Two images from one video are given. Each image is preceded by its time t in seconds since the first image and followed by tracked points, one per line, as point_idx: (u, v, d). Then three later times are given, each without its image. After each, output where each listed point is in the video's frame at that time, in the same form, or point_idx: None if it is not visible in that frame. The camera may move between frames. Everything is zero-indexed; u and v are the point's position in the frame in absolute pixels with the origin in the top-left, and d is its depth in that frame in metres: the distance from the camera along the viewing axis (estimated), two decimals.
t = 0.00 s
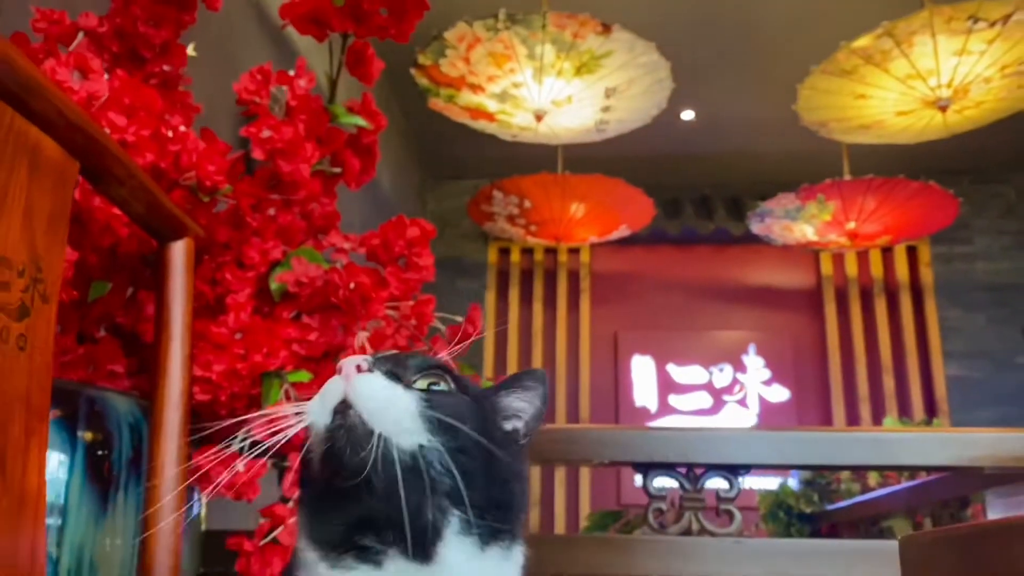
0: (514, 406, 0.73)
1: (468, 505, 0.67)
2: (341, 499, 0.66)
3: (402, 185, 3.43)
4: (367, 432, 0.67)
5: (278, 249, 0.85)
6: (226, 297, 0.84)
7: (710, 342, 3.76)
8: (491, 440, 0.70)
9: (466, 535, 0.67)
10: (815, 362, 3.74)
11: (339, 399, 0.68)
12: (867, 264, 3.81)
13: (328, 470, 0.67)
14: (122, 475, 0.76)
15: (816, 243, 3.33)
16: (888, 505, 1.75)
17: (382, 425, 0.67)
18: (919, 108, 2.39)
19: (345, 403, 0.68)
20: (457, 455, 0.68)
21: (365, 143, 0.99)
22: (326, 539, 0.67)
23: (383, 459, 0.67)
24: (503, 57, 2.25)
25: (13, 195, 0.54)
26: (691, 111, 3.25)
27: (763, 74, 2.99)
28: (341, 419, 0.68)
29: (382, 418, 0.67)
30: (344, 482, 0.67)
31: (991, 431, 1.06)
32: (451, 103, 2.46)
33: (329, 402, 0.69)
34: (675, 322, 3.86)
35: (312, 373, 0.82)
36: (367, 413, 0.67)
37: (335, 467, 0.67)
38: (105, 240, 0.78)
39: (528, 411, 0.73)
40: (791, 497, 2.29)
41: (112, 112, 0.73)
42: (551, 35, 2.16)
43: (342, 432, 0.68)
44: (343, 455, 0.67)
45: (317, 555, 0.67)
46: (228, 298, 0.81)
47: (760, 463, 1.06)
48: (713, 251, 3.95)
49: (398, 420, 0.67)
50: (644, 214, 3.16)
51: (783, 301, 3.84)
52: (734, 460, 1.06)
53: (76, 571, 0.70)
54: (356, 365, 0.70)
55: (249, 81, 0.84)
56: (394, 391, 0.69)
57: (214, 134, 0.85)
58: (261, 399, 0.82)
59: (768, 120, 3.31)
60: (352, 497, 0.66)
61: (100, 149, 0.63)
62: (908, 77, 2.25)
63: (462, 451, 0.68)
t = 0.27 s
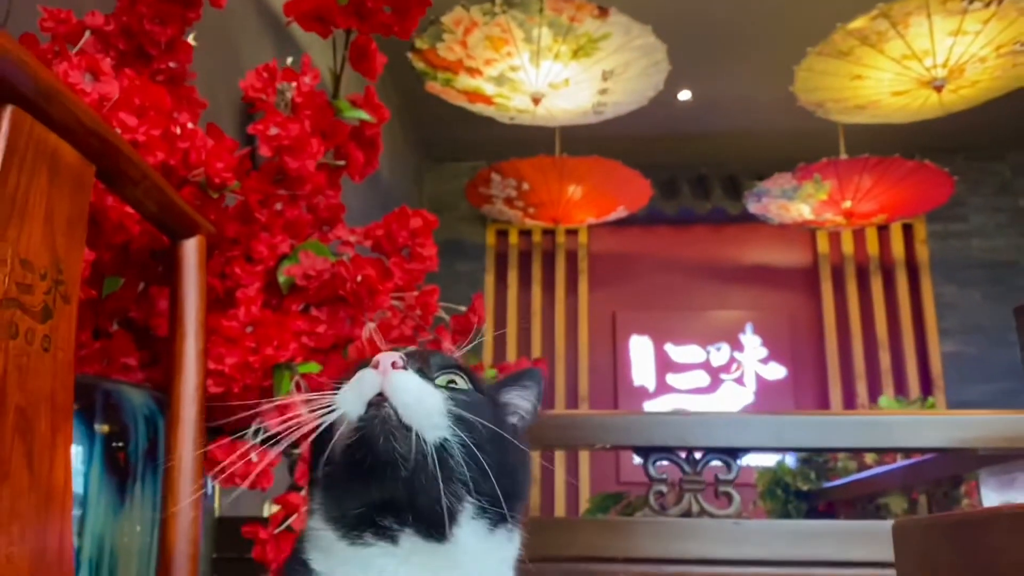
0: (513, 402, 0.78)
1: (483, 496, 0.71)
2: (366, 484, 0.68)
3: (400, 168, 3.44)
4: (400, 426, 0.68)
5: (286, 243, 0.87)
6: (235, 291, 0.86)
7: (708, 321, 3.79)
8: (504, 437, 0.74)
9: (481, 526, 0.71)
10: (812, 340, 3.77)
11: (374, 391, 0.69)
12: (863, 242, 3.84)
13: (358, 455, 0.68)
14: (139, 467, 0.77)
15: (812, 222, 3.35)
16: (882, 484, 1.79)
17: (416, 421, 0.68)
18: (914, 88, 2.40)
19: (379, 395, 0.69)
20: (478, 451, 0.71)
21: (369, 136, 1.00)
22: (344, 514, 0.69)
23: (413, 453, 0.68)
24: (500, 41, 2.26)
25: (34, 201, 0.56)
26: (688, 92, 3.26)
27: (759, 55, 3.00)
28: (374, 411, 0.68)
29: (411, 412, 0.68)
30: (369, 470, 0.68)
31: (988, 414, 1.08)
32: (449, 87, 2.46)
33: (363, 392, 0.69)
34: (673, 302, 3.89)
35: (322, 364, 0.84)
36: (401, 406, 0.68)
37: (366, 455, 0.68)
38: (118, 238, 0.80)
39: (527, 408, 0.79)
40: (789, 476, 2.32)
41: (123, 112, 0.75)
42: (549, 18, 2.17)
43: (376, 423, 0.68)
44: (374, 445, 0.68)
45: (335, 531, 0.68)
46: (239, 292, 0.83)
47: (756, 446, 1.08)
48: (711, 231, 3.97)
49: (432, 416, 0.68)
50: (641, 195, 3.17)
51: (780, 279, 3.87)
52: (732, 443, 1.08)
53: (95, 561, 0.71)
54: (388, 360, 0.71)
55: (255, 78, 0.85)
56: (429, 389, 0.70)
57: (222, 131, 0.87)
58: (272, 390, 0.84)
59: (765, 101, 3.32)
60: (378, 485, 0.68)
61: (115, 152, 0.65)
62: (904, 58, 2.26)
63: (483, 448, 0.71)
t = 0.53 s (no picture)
0: (504, 410, 0.74)
1: (483, 522, 0.67)
2: (364, 534, 0.64)
3: (398, 157, 3.45)
4: (408, 481, 0.65)
5: (290, 240, 0.89)
6: (239, 288, 0.88)
7: (706, 307, 3.81)
8: (499, 457, 0.69)
9: (482, 555, 0.67)
10: (809, 325, 3.79)
11: (379, 447, 0.65)
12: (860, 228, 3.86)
13: (361, 506, 0.64)
14: (150, 462, 0.79)
15: (809, 208, 3.36)
16: (878, 470, 1.81)
17: (423, 473, 0.65)
18: (910, 75, 2.41)
19: (384, 449, 0.65)
20: (481, 482, 0.67)
21: (369, 133, 1.01)
22: (340, 563, 0.65)
23: (418, 503, 0.64)
24: (498, 30, 2.27)
25: (46, 209, 0.58)
26: (685, 79, 3.26)
27: (757, 42, 3.00)
28: (378, 465, 0.65)
29: (419, 466, 0.65)
30: (369, 521, 0.64)
31: (979, 403, 1.09)
32: (447, 76, 2.47)
33: (368, 445, 0.66)
34: (671, 289, 3.90)
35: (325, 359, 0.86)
36: (408, 461, 0.65)
37: (366, 507, 0.64)
38: (125, 238, 0.81)
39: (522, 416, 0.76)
40: (785, 460, 2.34)
41: (130, 115, 0.76)
42: (546, 8, 2.18)
43: (381, 478, 0.64)
44: (378, 498, 0.64)
45: None
46: (244, 290, 0.85)
47: (752, 436, 1.10)
48: (708, 217, 3.98)
49: (440, 468, 0.65)
50: (639, 182, 3.18)
51: (777, 265, 3.88)
52: (728, 432, 1.10)
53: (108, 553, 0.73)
54: (392, 411, 0.67)
55: (258, 79, 0.87)
56: (434, 440, 0.66)
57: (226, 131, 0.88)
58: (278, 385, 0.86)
59: (762, 87, 3.33)
60: (377, 536, 0.64)
61: (124, 158, 0.66)
62: (899, 45, 2.27)
63: (486, 479, 0.67)
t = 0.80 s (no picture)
0: (496, 410, 0.82)
1: (485, 524, 0.76)
2: (385, 542, 0.72)
3: (397, 143, 3.46)
4: (432, 498, 0.74)
5: (296, 234, 0.91)
6: (247, 280, 0.90)
7: (703, 292, 3.83)
8: (501, 467, 0.79)
9: (483, 552, 0.75)
10: (807, 309, 3.82)
11: (408, 468, 0.73)
12: (857, 212, 3.88)
13: (386, 520, 0.72)
14: (162, 450, 0.82)
15: (806, 193, 3.38)
16: (870, 454, 1.84)
17: (445, 490, 0.74)
18: (907, 62, 2.42)
19: (412, 470, 0.73)
20: (484, 492, 0.77)
21: (372, 126, 1.02)
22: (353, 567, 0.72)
23: (439, 517, 0.73)
24: (497, 18, 2.28)
25: (65, 210, 0.60)
26: (683, 64, 3.27)
27: (755, 28, 3.01)
28: (407, 485, 0.73)
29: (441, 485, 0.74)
30: (391, 532, 0.72)
31: (968, 390, 1.11)
32: (446, 63, 2.48)
33: (396, 466, 0.73)
34: (669, 273, 3.93)
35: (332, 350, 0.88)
36: (434, 482, 0.73)
37: (394, 521, 0.72)
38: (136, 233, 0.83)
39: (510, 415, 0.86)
40: (781, 443, 2.37)
41: (140, 114, 0.78)
42: None
43: (410, 495, 0.73)
44: (406, 513, 0.72)
45: None
46: (252, 282, 0.88)
47: (746, 423, 1.13)
48: (706, 202, 4.00)
49: (461, 487, 0.75)
50: (638, 167, 3.20)
51: (775, 250, 3.91)
52: (723, 420, 1.13)
53: (126, 540, 0.76)
54: (419, 433, 0.75)
55: (264, 76, 0.89)
56: (457, 460, 0.75)
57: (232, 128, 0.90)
58: (286, 375, 0.88)
59: (760, 72, 3.34)
60: (398, 545, 0.72)
61: (137, 158, 0.68)
62: (897, 32, 2.28)
63: (489, 489, 0.77)
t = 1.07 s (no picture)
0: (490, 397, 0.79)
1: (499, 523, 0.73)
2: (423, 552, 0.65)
3: (397, 128, 3.47)
4: (473, 502, 0.69)
5: (300, 221, 0.93)
6: (253, 266, 0.92)
7: (702, 277, 3.85)
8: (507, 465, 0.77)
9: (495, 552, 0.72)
10: (804, 293, 3.84)
11: (462, 472, 0.68)
12: (855, 197, 3.89)
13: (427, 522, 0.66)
14: (170, 432, 0.84)
15: (804, 178, 3.39)
16: (864, 438, 1.87)
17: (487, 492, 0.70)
18: (904, 47, 2.43)
19: (465, 474, 0.68)
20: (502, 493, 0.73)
21: (374, 114, 1.03)
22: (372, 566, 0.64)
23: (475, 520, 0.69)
24: (497, 3, 2.28)
25: (78, 198, 0.61)
26: (682, 49, 3.27)
27: (754, 13, 3.01)
28: (458, 486, 0.68)
29: (483, 489, 0.69)
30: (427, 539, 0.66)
31: (960, 373, 1.13)
32: (445, 48, 2.48)
33: (451, 469, 0.67)
34: (667, 258, 3.95)
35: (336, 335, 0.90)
36: (481, 486, 0.69)
37: (439, 528, 0.66)
38: (144, 220, 0.85)
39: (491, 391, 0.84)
40: (778, 426, 2.40)
41: (147, 103, 0.79)
42: None
43: (458, 497, 0.67)
44: (449, 515, 0.67)
45: None
46: (257, 268, 0.89)
47: (742, 406, 1.15)
48: (705, 187, 4.02)
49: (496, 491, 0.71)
50: (637, 152, 3.21)
51: (773, 235, 3.92)
52: (719, 403, 1.15)
53: (138, 521, 0.78)
54: (475, 439, 0.70)
55: (268, 65, 0.91)
56: (498, 464, 0.72)
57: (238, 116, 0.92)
58: (292, 359, 0.90)
59: (759, 58, 3.34)
60: (437, 554, 0.66)
61: (145, 146, 0.70)
62: (895, 18, 2.29)
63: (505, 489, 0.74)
